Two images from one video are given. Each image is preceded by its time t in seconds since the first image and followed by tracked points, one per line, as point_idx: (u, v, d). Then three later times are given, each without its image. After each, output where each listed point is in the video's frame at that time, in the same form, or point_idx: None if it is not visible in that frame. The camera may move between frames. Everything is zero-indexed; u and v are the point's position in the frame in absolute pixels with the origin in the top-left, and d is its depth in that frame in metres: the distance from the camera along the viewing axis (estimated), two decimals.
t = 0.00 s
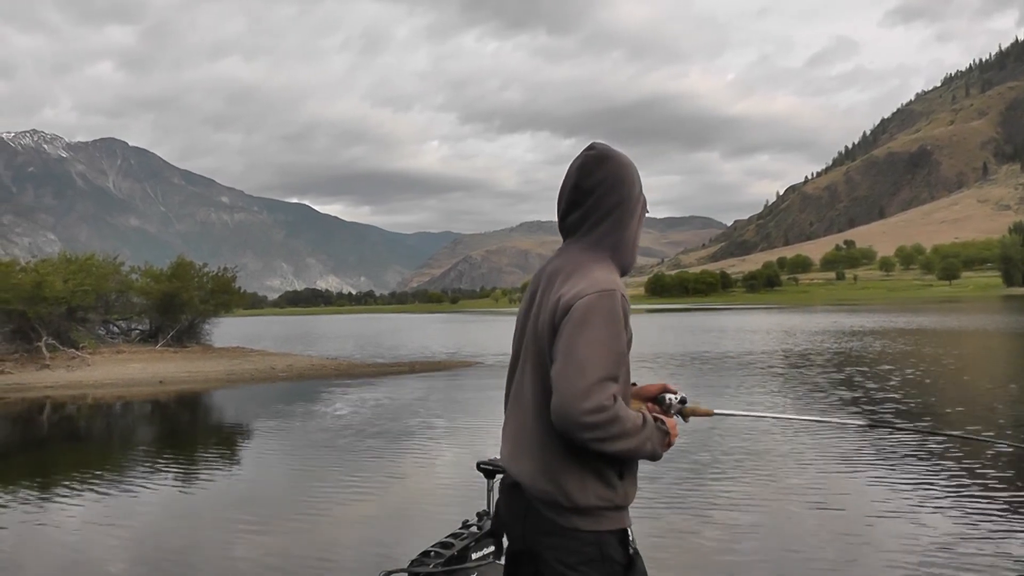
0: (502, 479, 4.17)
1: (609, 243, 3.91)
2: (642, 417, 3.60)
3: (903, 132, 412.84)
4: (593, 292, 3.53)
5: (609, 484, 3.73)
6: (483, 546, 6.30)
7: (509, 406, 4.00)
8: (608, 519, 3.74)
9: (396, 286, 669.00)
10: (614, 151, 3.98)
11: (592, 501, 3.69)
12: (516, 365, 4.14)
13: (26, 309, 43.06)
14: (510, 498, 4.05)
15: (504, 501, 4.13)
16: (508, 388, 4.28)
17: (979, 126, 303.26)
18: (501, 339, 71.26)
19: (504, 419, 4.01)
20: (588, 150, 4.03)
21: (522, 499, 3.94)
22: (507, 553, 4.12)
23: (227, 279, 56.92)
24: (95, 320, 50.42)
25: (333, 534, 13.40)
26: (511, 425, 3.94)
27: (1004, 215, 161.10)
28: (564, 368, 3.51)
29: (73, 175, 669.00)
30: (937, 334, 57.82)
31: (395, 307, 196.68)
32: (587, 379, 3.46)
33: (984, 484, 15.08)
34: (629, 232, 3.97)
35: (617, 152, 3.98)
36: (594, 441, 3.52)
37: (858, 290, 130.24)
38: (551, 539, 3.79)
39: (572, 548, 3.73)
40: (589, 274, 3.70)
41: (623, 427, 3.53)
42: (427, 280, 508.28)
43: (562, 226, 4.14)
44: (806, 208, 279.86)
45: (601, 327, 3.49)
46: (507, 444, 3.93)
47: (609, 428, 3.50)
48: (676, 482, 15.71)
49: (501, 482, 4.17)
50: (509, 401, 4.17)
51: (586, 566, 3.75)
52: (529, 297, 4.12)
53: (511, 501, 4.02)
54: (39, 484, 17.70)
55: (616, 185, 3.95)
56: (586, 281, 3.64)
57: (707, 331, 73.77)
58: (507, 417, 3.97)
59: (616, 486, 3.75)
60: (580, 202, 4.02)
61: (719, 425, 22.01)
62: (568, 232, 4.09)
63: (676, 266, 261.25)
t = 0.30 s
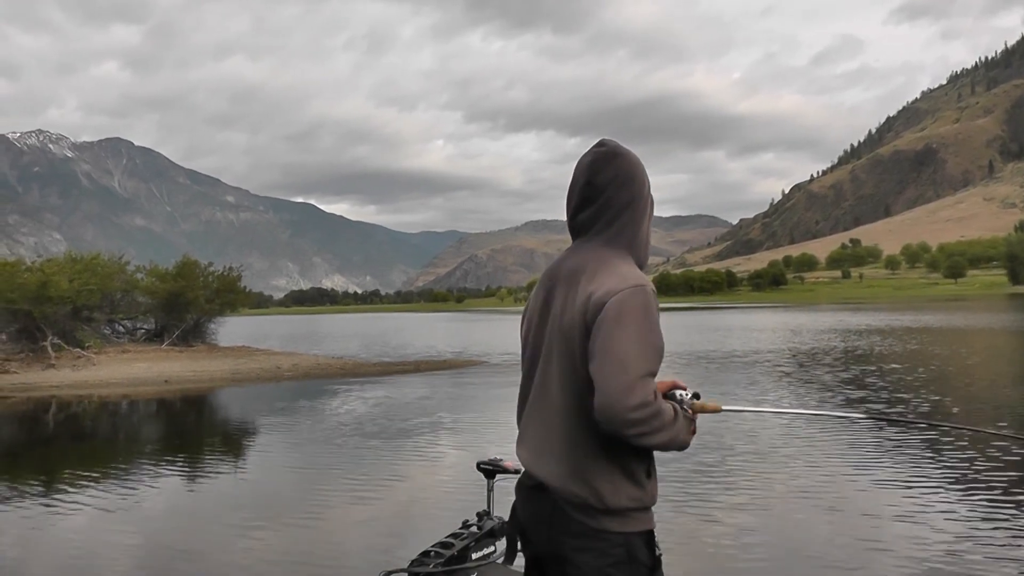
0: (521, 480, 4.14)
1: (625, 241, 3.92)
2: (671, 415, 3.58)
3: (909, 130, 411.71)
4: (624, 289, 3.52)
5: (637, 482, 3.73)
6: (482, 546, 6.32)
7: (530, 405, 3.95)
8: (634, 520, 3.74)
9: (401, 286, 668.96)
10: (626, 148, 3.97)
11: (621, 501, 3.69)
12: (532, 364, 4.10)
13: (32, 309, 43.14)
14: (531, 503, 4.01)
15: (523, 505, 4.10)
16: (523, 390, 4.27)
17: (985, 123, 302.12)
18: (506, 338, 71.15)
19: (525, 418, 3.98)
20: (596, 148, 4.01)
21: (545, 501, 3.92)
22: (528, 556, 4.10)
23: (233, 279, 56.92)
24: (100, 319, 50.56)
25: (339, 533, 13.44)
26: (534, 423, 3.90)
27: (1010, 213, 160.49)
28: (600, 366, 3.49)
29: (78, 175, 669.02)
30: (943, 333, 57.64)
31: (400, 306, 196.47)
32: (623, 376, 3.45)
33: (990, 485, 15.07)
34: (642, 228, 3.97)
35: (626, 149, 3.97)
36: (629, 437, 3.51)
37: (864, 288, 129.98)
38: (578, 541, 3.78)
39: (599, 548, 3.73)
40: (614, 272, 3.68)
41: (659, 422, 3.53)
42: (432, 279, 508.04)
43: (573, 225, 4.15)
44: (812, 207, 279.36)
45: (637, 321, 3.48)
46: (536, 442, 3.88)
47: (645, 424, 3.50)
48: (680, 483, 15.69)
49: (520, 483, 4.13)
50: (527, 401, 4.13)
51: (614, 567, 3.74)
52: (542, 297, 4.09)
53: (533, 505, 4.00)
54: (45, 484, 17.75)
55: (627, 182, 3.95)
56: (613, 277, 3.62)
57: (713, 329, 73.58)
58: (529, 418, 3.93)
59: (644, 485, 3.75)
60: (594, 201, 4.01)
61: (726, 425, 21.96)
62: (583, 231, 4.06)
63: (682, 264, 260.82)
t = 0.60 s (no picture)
0: (533, 482, 4.06)
1: (641, 239, 3.91)
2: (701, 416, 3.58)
3: (914, 126, 410.83)
4: (661, 288, 3.52)
5: (664, 481, 3.75)
6: (482, 546, 6.37)
7: (551, 406, 3.86)
8: (658, 520, 3.74)
9: (407, 286, 668.96)
10: (638, 149, 3.97)
11: (652, 503, 3.68)
12: (545, 367, 4.02)
13: (37, 312, 43.22)
14: (547, 505, 3.95)
15: (538, 509, 4.02)
16: (530, 390, 4.20)
17: (991, 119, 301.20)
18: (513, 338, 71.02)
19: (541, 420, 3.91)
20: (603, 146, 3.98)
21: (567, 503, 3.85)
22: (546, 563, 4.02)
23: (238, 281, 56.93)
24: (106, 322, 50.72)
25: (344, 534, 13.46)
26: (555, 425, 3.82)
27: (1016, 209, 160.06)
28: (642, 367, 3.46)
29: (83, 178, 668.84)
30: (948, 329, 57.47)
31: (406, 307, 196.01)
32: (666, 379, 3.42)
33: (998, 483, 15.04)
34: (652, 226, 3.96)
35: (637, 148, 3.96)
36: (672, 436, 3.50)
37: (869, 285, 129.68)
38: (604, 543, 3.72)
39: (628, 550, 3.69)
40: (641, 272, 3.66)
41: (698, 419, 3.52)
42: (438, 279, 507.73)
43: (579, 223, 4.11)
44: (817, 204, 278.72)
45: (674, 321, 3.48)
46: (559, 445, 3.81)
47: (686, 422, 3.49)
48: (684, 484, 15.66)
49: (533, 485, 4.05)
50: (538, 403, 4.04)
51: (641, 569, 3.72)
52: (554, 295, 4.01)
53: (551, 508, 3.93)
54: (51, 487, 17.76)
55: (635, 180, 3.93)
56: (644, 279, 3.60)
57: (720, 327, 73.44)
58: (548, 419, 3.85)
59: (668, 485, 3.77)
60: (604, 201, 3.98)
61: (731, 425, 21.93)
62: (594, 232, 4.02)
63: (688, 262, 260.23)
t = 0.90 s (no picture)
0: (541, 483, 4.04)
1: (651, 240, 3.93)
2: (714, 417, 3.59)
3: (919, 124, 409.73)
4: (676, 291, 3.51)
5: (675, 482, 3.76)
6: (482, 546, 6.35)
7: (561, 408, 3.86)
8: (669, 520, 3.75)
9: (412, 287, 669.14)
10: (649, 149, 3.97)
11: (664, 505, 3.69)
12: (551, 369, 4.00)
13: (42, 315, 43.30)
14: (557, 508, 3.92)
15: (547, 508, 3.99)
16: (535, 389, 4.18)
17: (996, 116, 300.49)
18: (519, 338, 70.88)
19: (551, 420, 3.89)
20: (614, 146, 3.97)
21: (578, 504, 3.84)
22: (555, 563, 4.01)
23: (243, 283, 56.94)
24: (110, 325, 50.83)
25: (348, 536, 13.46)
26: (567, 426, 3.80)
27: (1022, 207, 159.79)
28: (659, 371, 3.46)
29: (89, 181, 669.05)
30: (954, 328, 57.36)
31: (412, 308, 195.73)
32: (682, 383, 3.42)
33: (1004, 483, 15.01)
34: (661, 229, 3.97)
35: (646, 149, 3.95)
36: (685, 440, 3.50)
37: (874, 284, 129.46)
38: (615, 545, 3.71)
39: (639, 552, 3.70)
40: (653, 274, 3.67)
41: (711, 421, 3.52)
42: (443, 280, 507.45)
43: (587, 222, 4.10)
44: (821, 203, 278.38)
45: (691, 324, 3.47)
46: (570, 447, 3.80)
47: (700, 425, 3.49)
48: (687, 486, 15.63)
49: (541, 486, 4.03)
50: (548, 402, 4.02)
51: (653, 569, 3.73)
52: (563, 295, 3.99)
53: (560, 510, 3.92)
54: (57, 490, 17.80)
55: (645, 179, 3.93)
56: (658, 280, 3.60)
57: (726, 327, 73.32)
58: (559, 419, 3.84)
59: (679, 486, 3.78)
60: (613, 200, 3.98)
61: (735, 426, 21.88)
62: (604, 233, 4.01)
63: (694, 262, 259.80)
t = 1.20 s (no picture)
0: (546, 482, 4.02)
1: (662, 241, 3.91)
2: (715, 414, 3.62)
3: (925, 125, 408.88)
4: (683, 294, 3.51)
5: (681, 483, 3.75)
6: (482, 546, 6.34)
7: (568, 406, 3.85)
8: (675, 520, 3.75)
9: (418, 287, 669.24)
10: (664, 152, 3.98)
11: (668, 506, 3.69)
12: (558, 367, 3.97)
13: (48, 314, 43.42)
14: (561, 506, 3.91)
15: (551, 509, 3.99)
16: (544, 386, 4.17)
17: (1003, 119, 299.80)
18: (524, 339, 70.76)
19: (555, 420, 3.88)
20: (628, 147, 3.96)
21: (581, 504, 3.83)
22: (558, 562, 4.00)
23: (249, 283, 56.93)
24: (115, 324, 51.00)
25: (352, 535, 13.49)
26: (572, 424, 3.81)
27: None
28: (665, 372, 3.45)
29: (95, 180, 669.09)
30: (960, 331, 57.24)
31: (418, 309, 195.34)
32: (688, 384, 3.42)
33: (1009, 488, 14.97)
34: (675, 229, 3.96)
35: (657, 147, 3.95)
36: (689, 440, 3.49)
37: (880, 286, 129.18)
38: (619, 544, 3.71)
39: (644, 552, 3.69)
40: (663, 275, 3.66)
41: (715, 424, 3.51)
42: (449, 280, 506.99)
43: (599, 223, 4.10)
44: (827, 205, 277.90)
45: (697, 326, 3.47)
46: (578, 448, 3.78)
47: (704, 426, 3.49)
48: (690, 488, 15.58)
49: (546, 483, 4.01)
50: (554, 401, 4.01)
51: (656, 570, 3.72)
52: (571, 295, 3.98)
53: (563, 509, 3.92)
54: (62, 489, 17.85)
55: (657, 181, 3.91)
56: (668, 281, 3.59)
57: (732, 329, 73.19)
58: (564, 417, 3.83)
59: (684, 487, 3.77)
60: (625, 201, 3.98)
61: (739, 428, 21.82)
62: (617, 233, 4.00)
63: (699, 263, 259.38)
